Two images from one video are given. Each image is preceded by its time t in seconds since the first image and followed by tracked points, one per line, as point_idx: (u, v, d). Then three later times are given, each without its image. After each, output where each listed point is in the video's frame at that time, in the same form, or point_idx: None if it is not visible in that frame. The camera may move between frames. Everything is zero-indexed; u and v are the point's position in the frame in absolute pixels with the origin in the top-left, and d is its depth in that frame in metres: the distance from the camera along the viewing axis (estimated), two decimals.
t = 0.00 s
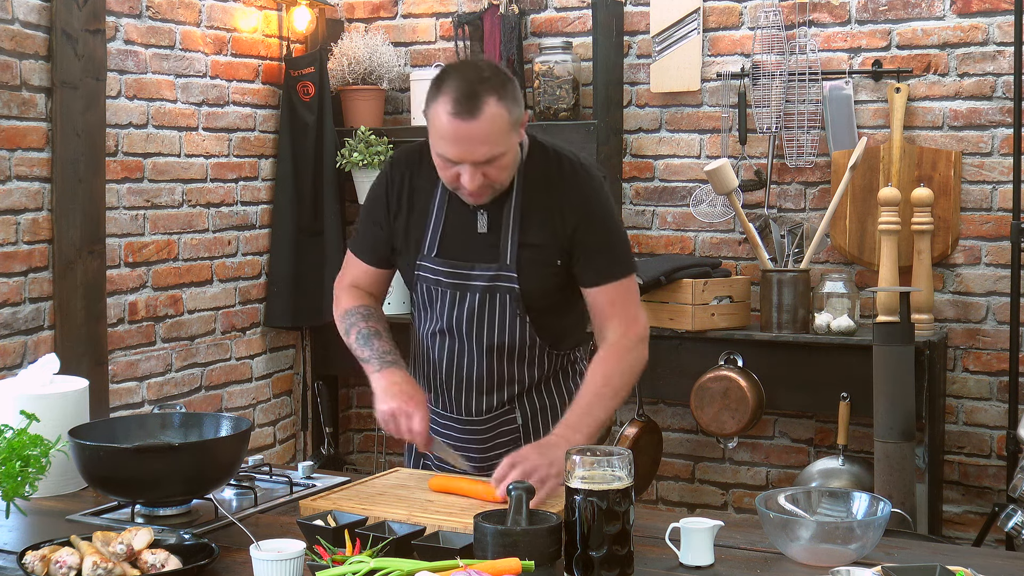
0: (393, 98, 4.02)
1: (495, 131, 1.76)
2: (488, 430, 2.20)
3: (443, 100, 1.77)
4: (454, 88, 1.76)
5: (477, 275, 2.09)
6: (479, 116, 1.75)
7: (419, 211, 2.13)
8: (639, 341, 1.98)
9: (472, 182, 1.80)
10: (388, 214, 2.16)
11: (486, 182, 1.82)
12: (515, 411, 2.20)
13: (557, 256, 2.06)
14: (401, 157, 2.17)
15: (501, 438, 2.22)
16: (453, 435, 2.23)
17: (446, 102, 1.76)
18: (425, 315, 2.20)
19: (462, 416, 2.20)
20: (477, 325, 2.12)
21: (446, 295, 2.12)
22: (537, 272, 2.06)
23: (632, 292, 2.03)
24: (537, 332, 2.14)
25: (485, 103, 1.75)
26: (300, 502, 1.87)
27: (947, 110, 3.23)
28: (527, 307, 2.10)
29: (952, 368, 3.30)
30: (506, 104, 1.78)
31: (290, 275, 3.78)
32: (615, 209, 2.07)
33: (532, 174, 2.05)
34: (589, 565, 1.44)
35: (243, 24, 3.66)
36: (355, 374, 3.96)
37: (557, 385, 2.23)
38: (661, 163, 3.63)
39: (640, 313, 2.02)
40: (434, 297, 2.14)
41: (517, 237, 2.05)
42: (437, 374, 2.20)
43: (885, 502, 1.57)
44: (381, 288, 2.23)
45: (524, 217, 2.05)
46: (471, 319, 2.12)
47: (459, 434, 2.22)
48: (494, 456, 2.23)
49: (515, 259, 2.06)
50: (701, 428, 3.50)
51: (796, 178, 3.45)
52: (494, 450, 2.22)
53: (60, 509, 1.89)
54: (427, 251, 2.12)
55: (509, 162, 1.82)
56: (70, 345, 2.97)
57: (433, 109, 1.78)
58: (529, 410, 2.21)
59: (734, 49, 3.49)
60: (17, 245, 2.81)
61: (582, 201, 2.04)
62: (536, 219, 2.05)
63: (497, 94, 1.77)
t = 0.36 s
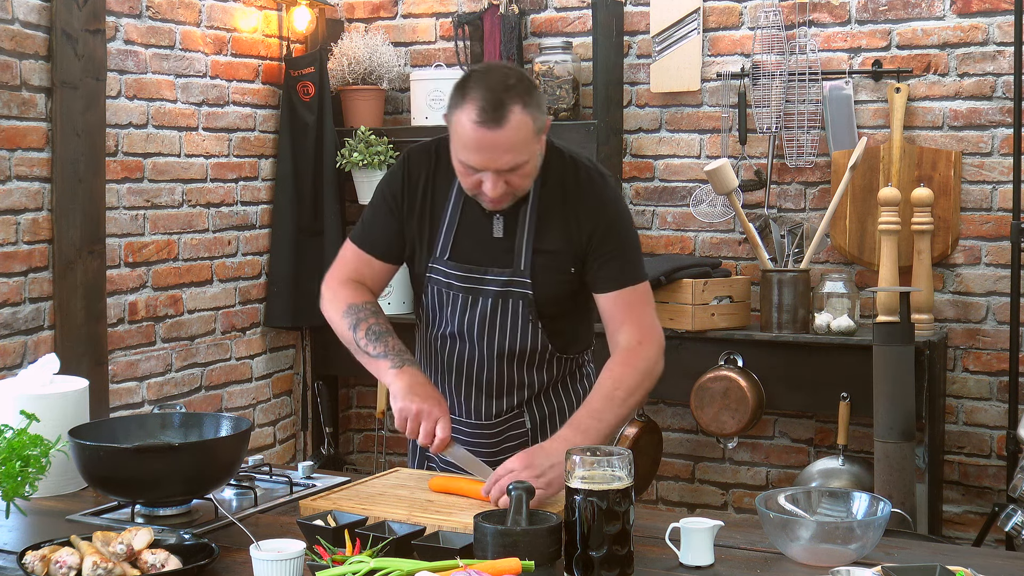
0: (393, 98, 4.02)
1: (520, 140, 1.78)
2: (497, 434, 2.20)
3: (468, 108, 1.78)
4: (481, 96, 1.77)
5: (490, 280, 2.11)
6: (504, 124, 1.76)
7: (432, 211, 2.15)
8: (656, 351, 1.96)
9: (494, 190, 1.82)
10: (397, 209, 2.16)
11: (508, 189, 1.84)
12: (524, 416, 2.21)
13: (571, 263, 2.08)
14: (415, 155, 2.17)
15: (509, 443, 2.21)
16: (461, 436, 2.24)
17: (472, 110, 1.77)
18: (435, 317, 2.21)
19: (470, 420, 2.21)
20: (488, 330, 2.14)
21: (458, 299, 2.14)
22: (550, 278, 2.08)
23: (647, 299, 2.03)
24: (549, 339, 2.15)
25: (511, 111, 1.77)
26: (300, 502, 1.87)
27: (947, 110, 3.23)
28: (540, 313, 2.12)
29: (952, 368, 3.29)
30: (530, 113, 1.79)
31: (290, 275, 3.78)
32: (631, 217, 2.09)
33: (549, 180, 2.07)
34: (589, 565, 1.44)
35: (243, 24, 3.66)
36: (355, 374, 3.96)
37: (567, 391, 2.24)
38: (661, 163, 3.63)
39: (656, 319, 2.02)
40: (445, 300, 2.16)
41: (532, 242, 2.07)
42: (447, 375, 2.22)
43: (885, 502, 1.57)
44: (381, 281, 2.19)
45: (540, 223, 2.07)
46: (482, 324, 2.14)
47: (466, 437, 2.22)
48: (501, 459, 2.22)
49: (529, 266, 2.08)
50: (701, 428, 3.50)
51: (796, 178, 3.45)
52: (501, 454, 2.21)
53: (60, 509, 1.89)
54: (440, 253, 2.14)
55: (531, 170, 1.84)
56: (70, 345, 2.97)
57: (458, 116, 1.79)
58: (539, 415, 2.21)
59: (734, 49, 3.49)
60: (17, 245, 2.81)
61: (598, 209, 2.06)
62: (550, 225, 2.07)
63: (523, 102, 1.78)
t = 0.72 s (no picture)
0: (393, 98, 4.02)
1: (537, 145, 1.80)
2: (496, 435, 2.19)
3: (488, 110, 1.79)
4: (501, 99, 1.78)
5: (496, 280, 2.11)
6: (524, 129, 1.77)
7: (439, 208, 2.15)
8: (659, 353, 1.98)
9: (508, 191, 1.83)
10: (403, 201, 2.15)
11: (520, 191, 1.85)
12: (524, 417, 2.20)
13: (578, 266, 2.10)
14: (424, 149, 2.17)
15: (509, 445, 2.21)
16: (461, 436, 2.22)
17: (492, 113, 1.78)
18: (438, 315, 2.21)
19: (471, 420, 2.20)
20: (492, 330, 2.14)
21: (463, 298, 2.14)
22: (556, 281, 2.10)
23: (652, 302, 2.05)
24: (552, 340, 2.16)
25: (530, 116, 1.78)
26: (300, 502, 1.87)
27: (947, 110, 3.23)
28: (544, 315, 2.13)
29: (952, 368, 3.29)
30: (549, 117, 1.81)
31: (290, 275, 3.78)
32: (638, 223, 2.11)
33: (558, 183, 2.09)
34: (589, 565, 1.44)
35: (243, 24, 3.66)
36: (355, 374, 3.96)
37: (567, 393, 2.24)
38: (661, 163, 3.64)
39: (660, 324, 2.04)
40: (450, 299, 2.16)
41: (538, 244, 2.08)
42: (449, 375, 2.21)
43: (885, 502, 1.57)
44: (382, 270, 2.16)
45: (547, 225, 2.08)
46: (487, 324, 2.14)
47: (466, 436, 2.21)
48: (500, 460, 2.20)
49: (536, 267, 2.09)
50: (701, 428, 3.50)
51: (796, 178, 3.44)
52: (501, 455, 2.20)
53: (60, 509, 1.89)
54: (446, 251, 2.14)
55: (544, 174, 1.86)
56: (70, 345, 2.97)
57: (476, 117, 1.80)
58: (539, 417, 2.21)
59: (734, 49, 3.49)
60: (17, 245, 2.81)
61: (606, 213, 2.08)
62: (557, 228, 2.08)
63: (542, 107, 1.80)
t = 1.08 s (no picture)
0: (393, 98, 4.02)
1: (543, 142, 1.80)
2: (495, 433, 2.19)
3: (494, 107, 1.79)
4: (508, 96, 1.78)
5: (496, 276, 2.11)
6: (529, 126, 1.78)
7: (441, 200, 2.15)
8: (656, 349, 1.97)
9: (511, 187, 1.84)
10: (408, 193, 2.14)
11: (524, 187, 1.86)
12: (523, 414, 2.20)
13: (577, 263, 2.10)
14: (427, 142, 2.16)
15: (507, 443, 2.20)
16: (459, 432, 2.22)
17: (498, 110, 1.78)
18: (438, 311, 2.21)
19: (469, 416, 2.20)
20: (492, 326, 2.14)
21: (463, 294, 2.14)
22: (557, 277, 2.10)
23: (652, 299, 2.05)
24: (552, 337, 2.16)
25: (536, 113, 1.79)
26: (300, 502, 1.87)
27: (947, 110, 3.23)
28: (544, 311, 2.14)
29: (952, 368, 3.29)
30: (554, 115, 1.82)
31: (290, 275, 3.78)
32: (638, 221, 2.11)
33: (559, 180, 2.09)
34: (589, 565, 1.44)
35: (243, 24, 3.66)
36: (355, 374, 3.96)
37: (565, 392, 2.24)
38: (661, 163, 3.63)
39: (659, 320, 2.03)
40: (450, 294, 2.16)
41: (539, 240, 2.09)
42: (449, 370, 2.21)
43: (885, 502, 1.57)
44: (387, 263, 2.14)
45: (548, 222, 2.09)
46: (487, 320, 2.15)
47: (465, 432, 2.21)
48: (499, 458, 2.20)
49: (536, 263, 2.09)
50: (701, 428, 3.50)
51: (796, 178, 3.44)
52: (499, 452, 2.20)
53: (60, 509, 1.89)
54: (447, 246, 2.14)
55: (547, 171, 1.86)
56: (70, 345, 2.97)
57: (482, 114, 1.80)
58: (538, 414, 2.20)
59: (734, 49, 3.49)
60: (17, 245, 2.81)
61: (607, 210, 2.08)
62: (557, 224, 2.09)
63: (547, 105, 1.80)
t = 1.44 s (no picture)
0: (393, 98, 4.02)
1: (545, 135, 1.80)
2: (494, 428, 2.20)
3: (497, 99, 1.79)
4: (510, 88, 1.78)
5: (497, 269, 2.12)
6: (532, 118, 1.78)
7: (441, 198, 2.15)
8: (638, 343, 1.97)
9: (512, 180, 1.84)
10: (409, 193, 2.14)
11: (524, 180, 1.86)
12: (521, 409, 2.22)
13: (571, 255, 2.11)
14: (425, 141, 2.17)
15: (505, 438, 2.21)
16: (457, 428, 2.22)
17: (501, 102, 1.79)
18: (437, 307, 2.21)
19: (468, 411, 2.20)
20: (492, 321, 2.14)
21: (463, 288, 2.14)
22: (555, 271, 2.12)
23: (640, 293, 2.04)
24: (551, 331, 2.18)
25: (538, 106, 1.79)
26: (300, 502, 1.87)
27: (947, 110, 3.23)
28: (544, 305, 2.15)
29: (952, 368, 3.29)
30: (556, 109, 1.82)
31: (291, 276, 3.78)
32: (631, 215, 2.12)
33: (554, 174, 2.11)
34: (589, 565, 1.44)
35: (243, 24, 3.66)
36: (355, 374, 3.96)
37: (561, 386, 2.26)
38: (661, 163, 3.63)
39: (646, 314, 2.03)
40: (449, 289, 2.15)
41: (538, 234, 2.10)
42: (448, 366, 2.21)
43: (885, 502, 1.57)
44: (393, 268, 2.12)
45: (545, 215, 2.10)
46: (487, 315, 2.14)
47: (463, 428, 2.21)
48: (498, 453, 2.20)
49: (536, 257, 2.10)
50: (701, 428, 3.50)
51: (796, 178, 3.44)
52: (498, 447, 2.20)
53: (60, 509, 1.89)
54: (446, 242, 2.14)
55: (548, 164, 1.87)
56: (70, 345, 2.97)
57: (484, 106, 1.80)
58: (535, 409, 2.22)
59: (734, 49, 3.49)
60: (17, 245, 2.81)
61: (601, 204, 2.10)
62: (552, 217, 2.10)
63: (550, 98, 1.81)
